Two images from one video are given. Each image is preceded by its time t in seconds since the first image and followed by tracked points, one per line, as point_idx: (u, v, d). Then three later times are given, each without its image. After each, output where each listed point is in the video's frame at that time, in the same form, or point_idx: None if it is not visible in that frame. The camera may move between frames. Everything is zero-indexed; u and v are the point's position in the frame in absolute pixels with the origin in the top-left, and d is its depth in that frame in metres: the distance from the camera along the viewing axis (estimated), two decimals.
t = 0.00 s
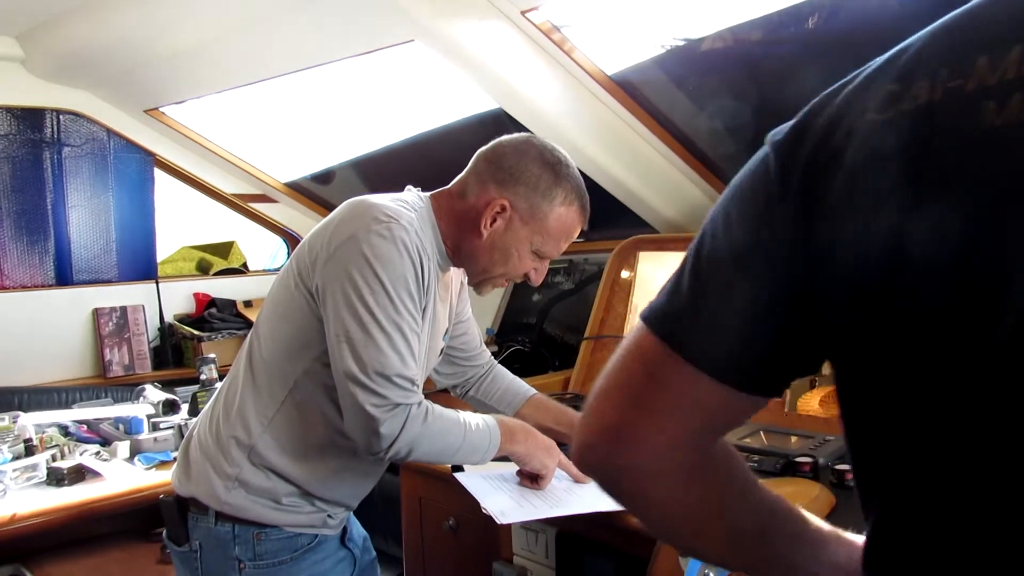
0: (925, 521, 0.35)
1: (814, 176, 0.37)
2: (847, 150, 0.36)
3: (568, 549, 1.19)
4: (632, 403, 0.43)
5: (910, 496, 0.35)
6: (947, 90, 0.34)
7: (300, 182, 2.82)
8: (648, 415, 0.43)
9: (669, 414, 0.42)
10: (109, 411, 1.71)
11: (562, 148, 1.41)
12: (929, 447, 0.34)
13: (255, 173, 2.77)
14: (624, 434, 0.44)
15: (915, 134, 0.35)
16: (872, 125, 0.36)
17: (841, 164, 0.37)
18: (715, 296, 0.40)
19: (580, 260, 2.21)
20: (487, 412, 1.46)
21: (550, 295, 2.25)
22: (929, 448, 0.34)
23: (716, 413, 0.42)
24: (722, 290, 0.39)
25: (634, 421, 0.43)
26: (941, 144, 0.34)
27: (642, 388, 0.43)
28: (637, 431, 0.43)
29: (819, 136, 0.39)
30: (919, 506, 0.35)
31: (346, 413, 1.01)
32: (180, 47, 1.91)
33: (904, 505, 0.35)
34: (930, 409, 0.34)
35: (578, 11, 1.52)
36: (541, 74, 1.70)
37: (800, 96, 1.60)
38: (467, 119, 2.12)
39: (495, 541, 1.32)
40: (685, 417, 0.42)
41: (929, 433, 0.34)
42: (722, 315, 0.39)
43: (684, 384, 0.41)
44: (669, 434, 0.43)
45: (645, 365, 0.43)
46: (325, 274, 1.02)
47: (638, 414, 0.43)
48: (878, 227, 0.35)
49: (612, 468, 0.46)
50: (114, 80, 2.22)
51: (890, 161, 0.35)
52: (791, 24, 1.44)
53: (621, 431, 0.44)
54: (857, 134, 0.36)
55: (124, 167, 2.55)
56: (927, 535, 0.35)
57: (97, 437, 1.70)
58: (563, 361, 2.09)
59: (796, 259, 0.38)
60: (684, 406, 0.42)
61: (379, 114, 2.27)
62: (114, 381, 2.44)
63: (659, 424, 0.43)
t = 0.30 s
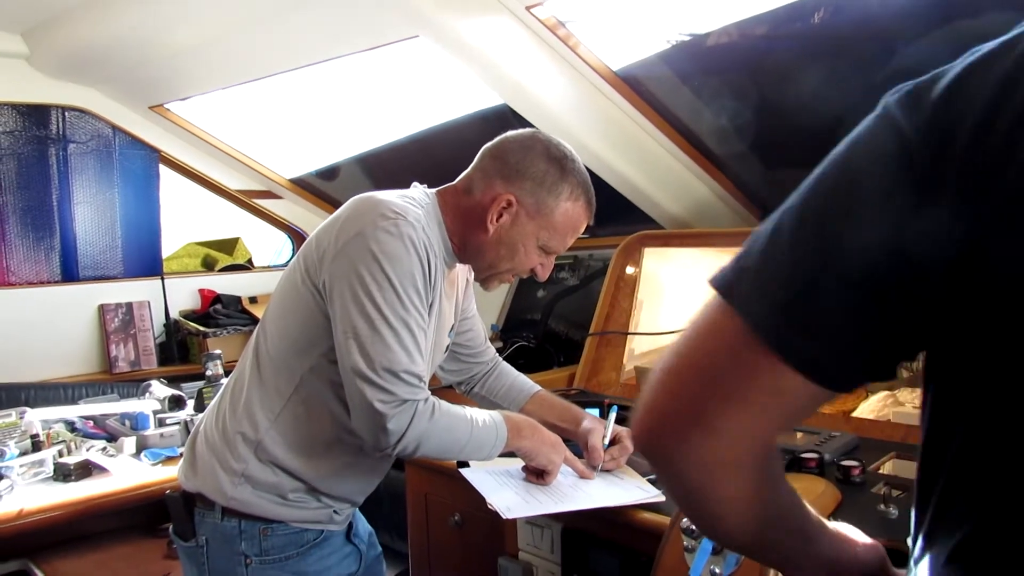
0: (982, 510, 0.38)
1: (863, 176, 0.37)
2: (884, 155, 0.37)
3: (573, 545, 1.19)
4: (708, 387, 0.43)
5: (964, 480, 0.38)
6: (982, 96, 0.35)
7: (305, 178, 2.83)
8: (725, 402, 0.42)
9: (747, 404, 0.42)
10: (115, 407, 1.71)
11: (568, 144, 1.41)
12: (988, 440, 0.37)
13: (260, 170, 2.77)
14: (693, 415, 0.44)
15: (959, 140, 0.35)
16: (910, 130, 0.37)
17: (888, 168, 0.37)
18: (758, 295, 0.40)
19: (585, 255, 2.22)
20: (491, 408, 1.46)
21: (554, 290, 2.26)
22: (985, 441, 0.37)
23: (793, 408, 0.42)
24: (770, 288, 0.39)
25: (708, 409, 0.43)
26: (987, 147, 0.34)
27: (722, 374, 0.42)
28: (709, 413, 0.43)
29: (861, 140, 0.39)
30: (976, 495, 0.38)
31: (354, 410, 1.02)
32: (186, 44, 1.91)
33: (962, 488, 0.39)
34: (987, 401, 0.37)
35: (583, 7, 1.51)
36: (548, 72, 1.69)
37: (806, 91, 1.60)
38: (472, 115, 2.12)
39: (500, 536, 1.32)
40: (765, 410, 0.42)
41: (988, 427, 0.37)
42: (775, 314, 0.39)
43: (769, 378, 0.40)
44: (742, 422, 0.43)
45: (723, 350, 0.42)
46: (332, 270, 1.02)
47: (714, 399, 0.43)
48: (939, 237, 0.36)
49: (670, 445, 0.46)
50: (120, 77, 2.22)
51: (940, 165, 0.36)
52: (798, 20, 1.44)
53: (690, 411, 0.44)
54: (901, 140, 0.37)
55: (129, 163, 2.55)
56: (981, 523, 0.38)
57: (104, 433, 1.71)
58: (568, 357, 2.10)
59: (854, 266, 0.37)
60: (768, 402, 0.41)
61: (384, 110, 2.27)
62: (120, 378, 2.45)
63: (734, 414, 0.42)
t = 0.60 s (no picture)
0: None
1: (995, 197, 0.36)
2: (1003, 162, 0.36)
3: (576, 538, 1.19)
4: (924, 490, 0.39)
5: None
6: None
7: (307, 171, 2.83)
8: (952, 505, 0.38)
9: (980, 498, 0.38)
10: (118, 399, 1.72)
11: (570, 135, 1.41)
12: None
13: (263, 163, 2.77)
14: (910, 533, 0.40)
15: None
16: (983, 134, 0.37)
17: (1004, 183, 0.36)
18: (919, 345, 0.38)
19: (587, 248, 2.22)
20: (496, 400, 1.46)
21: (557, 283, 2.26)
22: None
23: None
24: (923, 328, 0.38)
25: (933, 517, 0.39)
26: None
27: (932, 473, 0.39)
28: (935, 526, 0.39)
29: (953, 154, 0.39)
30: None
31: (357, 400, 1.02)
32: (188, 36, 1.91)
33: None
34: None
35: None
36: (550, 64, 1.69)
37: (808, 83, 1.60)
38: (474, 107, 2.11)
39: (503, 528, 1.33)
40: (995, 499, 0.38)
41: None
42: (932, 355, 0.37)
43: (995, 461, 0.37)
44: (972, 524, 0.39)
45: (924, 442, 0.38)
46: (336, 262, 1.02)
47: (931, 503, 0.39)
48: None
49: None
50: (122, 70, 2.22)
51: None
52: (803, 12, 1.43)
53: (911, 530, 0.40)
54: (988, 141, 0.37)
55: (131, 156, 2.55)
56: None
57: (107, 425, 1.71)
58: (571, 349, 2.10)
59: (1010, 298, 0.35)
60: (1001, 484, 0.38)
61: (386, 102, 2.27)
62: (123, 370, 2.46)
63: (959, 516, 0.39)
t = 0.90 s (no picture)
0: None
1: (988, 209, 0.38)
2: (998, 176, 0.38)
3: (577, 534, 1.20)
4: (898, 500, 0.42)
5: None
6: None
7: (308, 168, 2.83)
8: (921, 515, 0.41)
9: (956, 510, 0.41)
10: (120, 396, 1.72)
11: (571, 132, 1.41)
12: None
13: (265, 160, 2.77)
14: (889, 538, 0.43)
15: None
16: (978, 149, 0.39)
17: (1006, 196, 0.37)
18: (913, 355, 0.40)
19: (588, 245, 2.22)
20: (498, 397, 1.46)
21: (558, 281, 2.26)
22: None
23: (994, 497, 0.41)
24: (914, 334, 0.40)
25: (903, 525, 0.42)
26: None
27: (907, 485, 0.41)
28: (910, 533, 0.42)
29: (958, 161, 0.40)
30: None
31: (357, 397, 1.02)
32: (189, 34, 1.91)
33: None
34: None
35: None
36: (552, 62, 1.69)
37: (808, 79, 1.59)
38: (475, 104, 2.11)
39: (504, 525, 1.33)
40: (965, 512, 0.41)
41: None
42: (925, 359, 0.39)
43: (965, 477, 0.40)
44: (943, 537, 0.42)
45: (903, 455, 0.41)
46: (339, 258, 1.02)
47: (910, 513, 0.42)
48: None
49: None
50: (124, 67, 2.22)
51: None
52: (804, 9, 1.44)
53: (884, 536, 0.43)
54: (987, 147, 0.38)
55: (133, 153, 2.55)
56: None
57: (109, 422, 1.72)
58: (572, 347, 2.10)
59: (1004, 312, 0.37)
60: (971, 498, 0.40)
61: (387, 99, 2.26)
62: (125, 367, 2.47)
63: (933, 525, 0.41)
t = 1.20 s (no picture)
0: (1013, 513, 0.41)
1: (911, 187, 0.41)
2: (925, 157, 0.41)
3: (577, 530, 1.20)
4: (830, 448, 0.47)
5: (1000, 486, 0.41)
6: (969, 92, 0.40)
7: (310, 165, 2.83)
8: (849, 460, 0.46)
9: (878, 456, 0.46)
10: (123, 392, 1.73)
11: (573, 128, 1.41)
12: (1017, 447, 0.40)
13: (266, 157, 2.77)
14: (822, 483, 0.48)
15: (954, 136, 0.40)
16: (913, 132, 0.42)
17: (911, 169, 0.41)
18: (843, 320, 0.44)
19: (590, 241, 2.22)
20: (501, 393, 1.47)
21: (560, 277, 2.27)
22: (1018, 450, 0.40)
23: (925, 448, 0.45)
24: (851, 303, 0.44)
25: (834, 470, 0.47)
26: (986, 143, 0.39)
27: (838, 432, 0.46)
28: (840, 477, 0.47)
29: (885, 144, 0.44)
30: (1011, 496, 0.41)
31: (360, 393, 1.02)
32: (190, 30, 1.91)
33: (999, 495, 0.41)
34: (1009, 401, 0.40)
35: None
36: (554, 59, 1.69)
37: (810, 74, 1.59)
38: (477, 100, 2.11)
39: (506, 521, 1.33)
40: (891, 458, 0.46)
41: (998, 424, 0.40)
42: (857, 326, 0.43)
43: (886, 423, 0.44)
44: (870, 481, 0.46)
45: (831, 404, 0.46)
46: (341, 255, 1.02)
47: (839, 458, 0.47)
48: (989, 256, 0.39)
49: (802, 528, 0.49)
50: (126, 64, 2.22)
51: (955, 158, 0.40)
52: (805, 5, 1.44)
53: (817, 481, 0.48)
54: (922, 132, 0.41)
55: (135, 150, 2.55)
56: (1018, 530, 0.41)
57: (112, 418, 1.73)
58: (573, 343, 2.10)
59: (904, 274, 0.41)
60: (894, 444, 0.45)
61: (389, 96, 2.27)
62: (128, 363, 2.47)
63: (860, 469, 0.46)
